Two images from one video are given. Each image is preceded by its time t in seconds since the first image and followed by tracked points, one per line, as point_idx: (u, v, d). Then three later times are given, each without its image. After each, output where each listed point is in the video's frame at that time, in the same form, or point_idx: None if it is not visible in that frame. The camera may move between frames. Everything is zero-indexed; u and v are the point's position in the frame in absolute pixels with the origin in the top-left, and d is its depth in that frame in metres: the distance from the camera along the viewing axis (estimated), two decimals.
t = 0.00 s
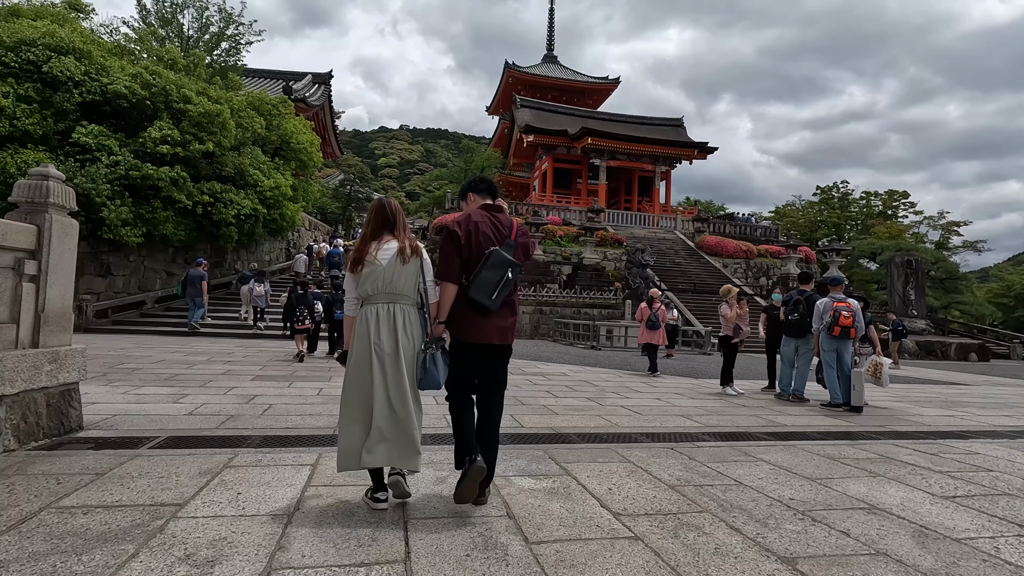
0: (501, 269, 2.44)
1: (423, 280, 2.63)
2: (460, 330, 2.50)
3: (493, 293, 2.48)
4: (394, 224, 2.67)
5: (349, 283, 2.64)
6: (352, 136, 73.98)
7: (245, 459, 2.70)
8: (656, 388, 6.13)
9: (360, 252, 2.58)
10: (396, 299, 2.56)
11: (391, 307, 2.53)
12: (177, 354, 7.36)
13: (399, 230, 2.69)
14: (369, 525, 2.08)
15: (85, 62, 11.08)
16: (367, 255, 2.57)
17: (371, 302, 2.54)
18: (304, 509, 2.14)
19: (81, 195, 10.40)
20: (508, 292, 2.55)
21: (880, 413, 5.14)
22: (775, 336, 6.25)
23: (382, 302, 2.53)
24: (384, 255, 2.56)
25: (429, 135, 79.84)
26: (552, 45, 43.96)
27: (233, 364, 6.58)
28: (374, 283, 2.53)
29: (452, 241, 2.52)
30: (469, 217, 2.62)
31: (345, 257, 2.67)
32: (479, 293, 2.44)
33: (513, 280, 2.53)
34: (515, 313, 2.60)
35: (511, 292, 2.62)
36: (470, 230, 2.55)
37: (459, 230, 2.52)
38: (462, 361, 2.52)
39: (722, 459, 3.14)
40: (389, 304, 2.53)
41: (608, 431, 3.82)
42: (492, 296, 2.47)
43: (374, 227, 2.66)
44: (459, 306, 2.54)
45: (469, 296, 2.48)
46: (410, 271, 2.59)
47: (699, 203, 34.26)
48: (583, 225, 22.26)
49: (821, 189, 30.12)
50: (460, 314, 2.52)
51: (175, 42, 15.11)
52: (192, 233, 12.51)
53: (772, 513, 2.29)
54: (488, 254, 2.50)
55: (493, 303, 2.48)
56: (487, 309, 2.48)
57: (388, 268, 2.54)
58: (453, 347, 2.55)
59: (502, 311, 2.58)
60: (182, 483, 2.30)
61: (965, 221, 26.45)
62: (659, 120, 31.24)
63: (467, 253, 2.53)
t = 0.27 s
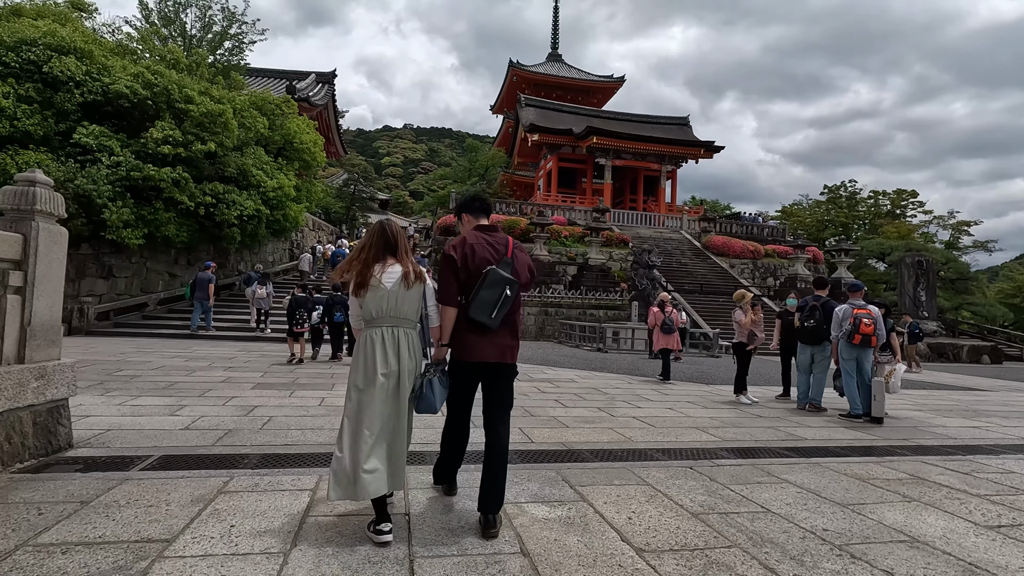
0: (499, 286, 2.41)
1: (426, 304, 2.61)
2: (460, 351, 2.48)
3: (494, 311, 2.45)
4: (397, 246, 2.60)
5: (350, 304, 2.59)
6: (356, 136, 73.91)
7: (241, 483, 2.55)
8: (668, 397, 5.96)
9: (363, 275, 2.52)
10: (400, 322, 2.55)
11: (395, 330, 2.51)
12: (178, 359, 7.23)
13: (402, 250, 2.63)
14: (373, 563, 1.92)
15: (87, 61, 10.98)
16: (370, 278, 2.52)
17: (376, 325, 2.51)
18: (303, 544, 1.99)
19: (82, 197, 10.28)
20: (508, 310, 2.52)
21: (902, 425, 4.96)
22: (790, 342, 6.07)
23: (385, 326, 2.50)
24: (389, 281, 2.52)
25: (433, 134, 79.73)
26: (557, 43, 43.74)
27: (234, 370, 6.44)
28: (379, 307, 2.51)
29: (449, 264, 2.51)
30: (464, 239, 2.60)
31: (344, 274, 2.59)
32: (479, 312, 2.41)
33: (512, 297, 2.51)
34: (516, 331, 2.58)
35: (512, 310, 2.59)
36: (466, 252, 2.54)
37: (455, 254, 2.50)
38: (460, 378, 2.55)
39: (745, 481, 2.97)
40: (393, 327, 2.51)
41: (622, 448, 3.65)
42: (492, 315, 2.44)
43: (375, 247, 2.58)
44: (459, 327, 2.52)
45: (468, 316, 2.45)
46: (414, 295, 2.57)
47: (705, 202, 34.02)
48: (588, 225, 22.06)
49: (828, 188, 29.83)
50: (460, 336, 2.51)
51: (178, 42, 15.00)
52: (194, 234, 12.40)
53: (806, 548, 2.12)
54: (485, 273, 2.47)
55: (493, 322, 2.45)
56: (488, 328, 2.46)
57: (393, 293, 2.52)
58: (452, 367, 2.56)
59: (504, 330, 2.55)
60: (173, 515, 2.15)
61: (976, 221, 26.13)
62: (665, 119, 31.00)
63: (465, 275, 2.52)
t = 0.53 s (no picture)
0: (488, 300, 2.48)
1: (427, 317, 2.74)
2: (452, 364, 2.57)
3: (485, 324, 2.54)
4: (406, 258, 2.71)
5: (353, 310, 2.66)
6: (360, 135, 73.87)
7: (239, 505, 2.44)
8: (677, 405, 5.83)
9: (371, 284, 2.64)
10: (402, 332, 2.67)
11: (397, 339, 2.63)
12: (179, 364, 7.13)
13: (409, 264, 2.75)
14: None
15: (89, 62, 10.92)
16: (378, 287, 2.64)
17: (378, 332, 2.62)
18: None
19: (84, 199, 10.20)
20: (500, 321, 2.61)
21: (920, 435, 4.82)
22: (802, 348, 5.95)
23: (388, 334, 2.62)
24: (397, 291, 2.64)
25: (436, 133, 79.61)
26: (561, 41, 43.51)
27: (236, 376, 6.34)
28: (384, 316, 2.63)
29: (440, 282, 2.60)
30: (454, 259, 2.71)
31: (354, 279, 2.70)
32: (470, 327, 2.50)
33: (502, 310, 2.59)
34: (509, 342, 2.67)
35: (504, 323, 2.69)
36: (456, 272, 2.65)
37: (445, 272, 2.62)
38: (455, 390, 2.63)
39: (765, 501, 2.84)
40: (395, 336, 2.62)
41: (634, 463, 3.52)
42: (484, 328, 2.54)
43: (388, 256, 2.71)
44: (453, 341, 2.61)
45: (461, 330, 2.56)
46: (418, 308, 2.69)
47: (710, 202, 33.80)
48: (593, 225, 21.90)
49: (835, 187, 29.58)
50: (454, 349, 2.60)
51: (181, 41, 14.92)
52: (197, 235, 12.32)
53: None
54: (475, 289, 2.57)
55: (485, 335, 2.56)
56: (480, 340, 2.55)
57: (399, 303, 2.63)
58: (448, 378, 2.65)
59: (496, 342, 2.64)
60: (165, 544, 2.04)
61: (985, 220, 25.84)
62: (670, 118, 30.79)
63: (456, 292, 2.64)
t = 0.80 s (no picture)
0: (491, 300, 2.57)
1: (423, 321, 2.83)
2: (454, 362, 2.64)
3: (488, 323, 2.62)
4: (398, 267, 2.79)
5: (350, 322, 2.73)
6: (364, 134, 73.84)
7: (238, 520, 2.31)
8: (690, 408, 5.68)
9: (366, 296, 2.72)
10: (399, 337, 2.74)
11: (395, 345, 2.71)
12: (181, 365, 7.01)
13: (402, 274, 2.81)
14: None
15: (92, 60, 10.84)
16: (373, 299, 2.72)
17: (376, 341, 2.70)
18: None
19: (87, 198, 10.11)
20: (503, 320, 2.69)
21: (945, 441, 4.65)
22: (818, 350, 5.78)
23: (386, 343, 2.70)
24: (390, 300, 2.72)
25: (441, 132, 79.48)
26: (566, 39, 43.27)
27: (239, 378, 6.22)
28: (381, 324, 2.72)
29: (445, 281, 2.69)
30: (459, 257, 2.79)
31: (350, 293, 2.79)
32: (474, 326, 2.58)
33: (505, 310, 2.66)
34: (511, 341, 2.74)
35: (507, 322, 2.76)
36: (460, 270, 2.73)
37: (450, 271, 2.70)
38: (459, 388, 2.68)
39: (794, 516, 2.69)
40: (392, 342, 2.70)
41: (651, 472, 3.38)
42: (486, 327, 2.62)
43: (379, 268, 2.79)
44: (457, 339, 2.69)
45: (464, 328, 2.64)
46: (414, 314, 2.78)
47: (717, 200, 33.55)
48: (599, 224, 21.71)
49: (843, 185, 29.30)
50: (457, 347, 2.68)
51: (184, 40, 14.83)
52: (201, 234, 12.23)
53: None
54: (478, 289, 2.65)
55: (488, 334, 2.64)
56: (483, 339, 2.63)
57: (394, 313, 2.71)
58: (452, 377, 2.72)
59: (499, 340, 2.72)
60: (158, 565, 1.90)
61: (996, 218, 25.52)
62: (677, 115, 30.55)
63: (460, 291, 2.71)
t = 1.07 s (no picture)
0: (513, 324, 2.51)
1: (423, 333, 2.88)
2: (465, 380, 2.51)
3: (505, 348, 2.53)
4: (394, 280, 2.85)
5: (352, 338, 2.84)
6: (369, 135, 73.87)
7: (236, 561, 2.13)
8: (707, 420, 5.49)
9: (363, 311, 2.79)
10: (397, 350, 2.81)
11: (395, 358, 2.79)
12: (185, 373, 6.87)
13: (399, 285, 2.88)
14: None
15: (96, 62, 10.75)
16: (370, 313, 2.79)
17: (376, 354, 2.80)
18: None
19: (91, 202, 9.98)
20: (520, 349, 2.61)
21: (980, 458, 4.42)
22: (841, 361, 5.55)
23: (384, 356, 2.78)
24: (386, 314, 2.79)
25: (446, 133, 79.40)
26: (571, 39, 43.05)
27: (244, 388, 6.08)
28: (378, 339, 2.79)
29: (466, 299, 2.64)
30: (483, 278, 2.75)
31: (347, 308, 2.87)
32: (491, 347, 2.49)
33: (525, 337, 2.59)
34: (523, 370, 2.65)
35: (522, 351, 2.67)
36: (483, 291, 2.68)
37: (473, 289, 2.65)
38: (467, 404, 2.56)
39: (836, 550, 2.49)
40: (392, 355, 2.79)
41: (676, 497, 3.18)
42: (504, 350, 2.53)
43: (375, 283, 2.85)
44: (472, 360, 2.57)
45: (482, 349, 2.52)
46: (410, 326, 2.84)
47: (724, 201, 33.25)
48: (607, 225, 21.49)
49: (853, 185, 28.96)
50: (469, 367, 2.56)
51: (190, 42, 14.74)
52: (206, 238, 12.12)
53: None
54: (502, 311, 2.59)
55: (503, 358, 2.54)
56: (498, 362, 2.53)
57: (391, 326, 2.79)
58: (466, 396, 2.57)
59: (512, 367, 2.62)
60: None
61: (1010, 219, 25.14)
62: (684, 115, 30.29)
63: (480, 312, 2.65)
